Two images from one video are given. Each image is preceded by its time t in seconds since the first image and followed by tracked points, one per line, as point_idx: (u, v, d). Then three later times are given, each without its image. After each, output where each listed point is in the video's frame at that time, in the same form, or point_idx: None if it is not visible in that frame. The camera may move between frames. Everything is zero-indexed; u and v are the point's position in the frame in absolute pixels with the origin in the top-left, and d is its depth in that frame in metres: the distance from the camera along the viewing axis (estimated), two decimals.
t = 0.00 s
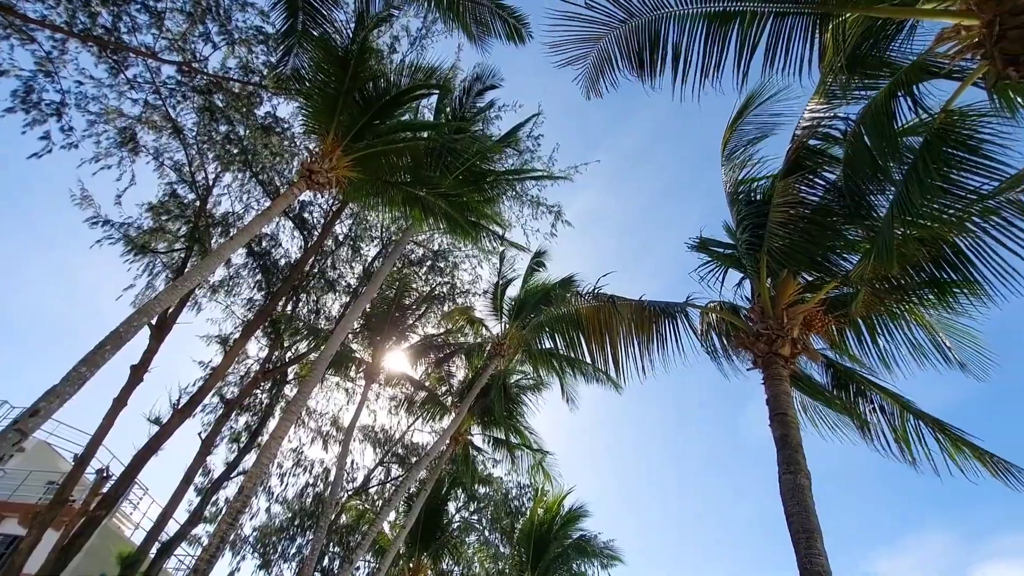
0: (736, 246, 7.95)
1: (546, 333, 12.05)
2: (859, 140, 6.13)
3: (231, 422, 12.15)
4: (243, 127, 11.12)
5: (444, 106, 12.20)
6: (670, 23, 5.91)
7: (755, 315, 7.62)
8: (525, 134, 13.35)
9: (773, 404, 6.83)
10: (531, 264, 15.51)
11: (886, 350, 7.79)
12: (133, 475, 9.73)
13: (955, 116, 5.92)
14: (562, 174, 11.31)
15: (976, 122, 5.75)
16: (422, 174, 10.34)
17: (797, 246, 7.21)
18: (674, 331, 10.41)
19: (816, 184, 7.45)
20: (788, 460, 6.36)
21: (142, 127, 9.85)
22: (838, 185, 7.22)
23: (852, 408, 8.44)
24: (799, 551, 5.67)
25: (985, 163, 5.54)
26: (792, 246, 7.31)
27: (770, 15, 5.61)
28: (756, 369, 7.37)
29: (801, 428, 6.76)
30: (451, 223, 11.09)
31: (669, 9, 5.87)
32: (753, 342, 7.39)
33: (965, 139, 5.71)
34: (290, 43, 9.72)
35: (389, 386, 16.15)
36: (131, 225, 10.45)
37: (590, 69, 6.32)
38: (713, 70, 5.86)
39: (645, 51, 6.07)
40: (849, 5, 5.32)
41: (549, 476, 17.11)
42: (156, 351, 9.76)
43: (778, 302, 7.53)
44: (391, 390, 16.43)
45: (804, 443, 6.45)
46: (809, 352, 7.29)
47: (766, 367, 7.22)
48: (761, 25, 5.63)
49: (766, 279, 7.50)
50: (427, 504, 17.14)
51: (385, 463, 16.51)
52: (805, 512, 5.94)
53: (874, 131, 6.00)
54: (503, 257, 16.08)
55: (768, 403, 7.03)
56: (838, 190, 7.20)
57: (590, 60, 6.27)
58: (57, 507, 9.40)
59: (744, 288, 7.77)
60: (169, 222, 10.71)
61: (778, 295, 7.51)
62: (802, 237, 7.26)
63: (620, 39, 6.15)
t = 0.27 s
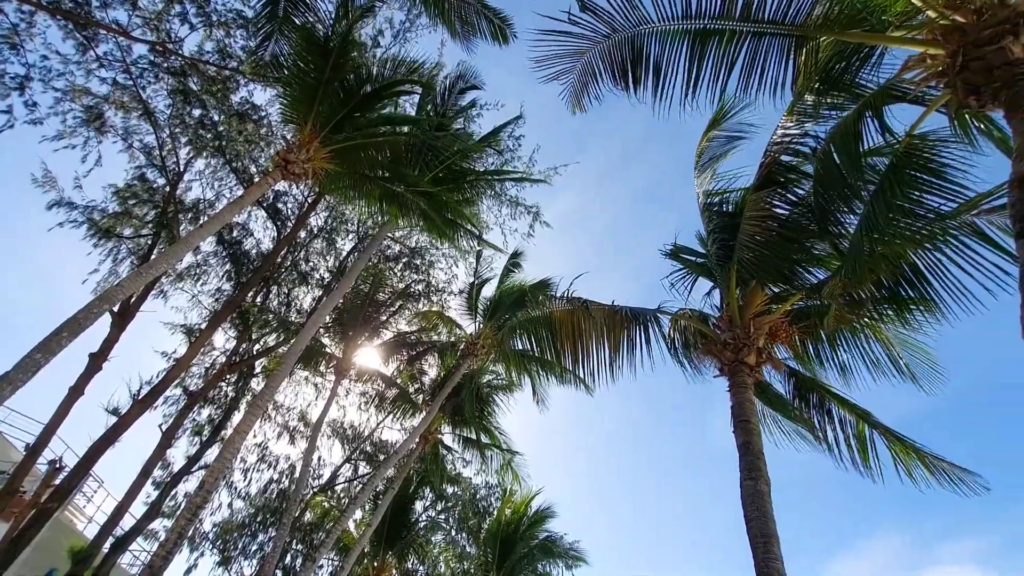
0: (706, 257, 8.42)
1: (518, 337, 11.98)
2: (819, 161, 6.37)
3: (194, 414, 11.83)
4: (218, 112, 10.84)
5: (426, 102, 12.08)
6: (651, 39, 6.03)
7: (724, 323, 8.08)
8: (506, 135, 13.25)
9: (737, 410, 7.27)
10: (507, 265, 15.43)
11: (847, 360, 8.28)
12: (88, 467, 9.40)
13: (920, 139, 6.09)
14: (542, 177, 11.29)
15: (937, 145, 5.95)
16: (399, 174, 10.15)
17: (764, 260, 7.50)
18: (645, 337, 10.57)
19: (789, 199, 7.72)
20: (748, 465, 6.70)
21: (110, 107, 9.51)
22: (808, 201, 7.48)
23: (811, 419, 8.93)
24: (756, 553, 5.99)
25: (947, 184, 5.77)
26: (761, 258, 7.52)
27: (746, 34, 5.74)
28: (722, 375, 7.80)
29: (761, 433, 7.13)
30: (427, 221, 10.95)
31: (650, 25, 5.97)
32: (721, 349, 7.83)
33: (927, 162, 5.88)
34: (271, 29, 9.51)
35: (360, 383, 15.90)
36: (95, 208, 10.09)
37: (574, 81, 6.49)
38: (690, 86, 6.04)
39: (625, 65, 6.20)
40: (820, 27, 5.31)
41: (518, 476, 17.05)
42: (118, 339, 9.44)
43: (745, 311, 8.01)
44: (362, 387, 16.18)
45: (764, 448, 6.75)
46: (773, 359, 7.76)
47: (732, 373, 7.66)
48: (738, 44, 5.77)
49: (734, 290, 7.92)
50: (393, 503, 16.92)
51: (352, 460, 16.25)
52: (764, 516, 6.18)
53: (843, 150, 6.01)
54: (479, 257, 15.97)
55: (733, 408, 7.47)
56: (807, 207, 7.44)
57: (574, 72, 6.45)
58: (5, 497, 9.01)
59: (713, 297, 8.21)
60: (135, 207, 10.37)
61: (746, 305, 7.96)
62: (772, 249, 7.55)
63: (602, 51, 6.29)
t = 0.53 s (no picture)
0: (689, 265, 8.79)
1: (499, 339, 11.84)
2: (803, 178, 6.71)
3: (166, 404, 11.58)
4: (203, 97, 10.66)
5: (416, 96, 11.98)
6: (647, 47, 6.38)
7: (704, 330, 8.40)
8: (495, 134, 13.17)
9: (713, 417, 7.61)
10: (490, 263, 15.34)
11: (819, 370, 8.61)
12: (54, 453, 9.15)
13: (896, 159, 6.62)
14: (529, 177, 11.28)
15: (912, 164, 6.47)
16: (385, 169, 10.02)
17: (744, 268, 7.75)
18: (627, 342, 10.62)
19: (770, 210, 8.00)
20: (721, 470, 7.10)
21: (91, 85, 9.27)
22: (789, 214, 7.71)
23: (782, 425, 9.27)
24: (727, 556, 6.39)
25: (922, 202, 6.32)
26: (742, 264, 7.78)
27: (735, 50, 6.23)
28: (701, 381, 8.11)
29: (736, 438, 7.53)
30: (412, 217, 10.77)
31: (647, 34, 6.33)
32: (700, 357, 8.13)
33: (904, 180, 6.41)
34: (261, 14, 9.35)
35: (337, 376, 15.70)
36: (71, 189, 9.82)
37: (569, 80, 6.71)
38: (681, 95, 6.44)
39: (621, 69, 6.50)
40: (810, 48, 5.85)
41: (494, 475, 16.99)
42: (90, 323, 9.20)
43: (725, 320, 8.30)
44: (340, 381, 15.99)
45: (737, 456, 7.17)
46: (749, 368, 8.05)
47: (710, 380, 7.98)
48: (728, 59, 6.25)
49: (715, 298, 8.25)
50: (367, 499, 16.75)
51: (328, 454, 16.05)
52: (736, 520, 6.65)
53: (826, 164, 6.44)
54: (463, 254, 15.87)
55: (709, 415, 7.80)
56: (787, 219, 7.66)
57: (569, 72, 6.68)
58: None
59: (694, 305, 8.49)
60: (114, 189, 10.12)
61: (725, 313, 8.30)
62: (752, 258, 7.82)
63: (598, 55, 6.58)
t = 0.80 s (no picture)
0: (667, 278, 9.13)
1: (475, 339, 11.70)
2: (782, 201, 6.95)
3: (128, 385, 11.23)
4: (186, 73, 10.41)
5: (405, 88, 11.82)
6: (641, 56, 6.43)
7: (677, 342, 8.68)
8: (483, 132, 13.05)
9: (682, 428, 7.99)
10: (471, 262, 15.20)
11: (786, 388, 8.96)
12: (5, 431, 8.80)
13: (873, 189, 6.79)
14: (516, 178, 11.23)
15: (889, 195, 6.62)
16: (369, 162, 9.82)
17: (720, 284, 8.37)
18: (602, 351, 10.58)
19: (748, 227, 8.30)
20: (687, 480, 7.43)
21: (67, 52, 8.95)
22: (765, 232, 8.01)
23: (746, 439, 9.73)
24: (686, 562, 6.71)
25: (897, 231, 6.43)
26: (717, 279, 8.40)
27: (727, 68, 6.34)
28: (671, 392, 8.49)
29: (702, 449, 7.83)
30: (394, 211, 10.57)
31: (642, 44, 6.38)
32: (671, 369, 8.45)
33: (880, 210, 6.54)
34: None
35: (308, 367, 15.39)
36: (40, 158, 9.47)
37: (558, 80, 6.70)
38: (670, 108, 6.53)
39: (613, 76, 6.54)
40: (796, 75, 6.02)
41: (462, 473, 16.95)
42: (51, 299, 8.87)
43: (699, 333, 8.58)
44: (310, 371, 15.70)
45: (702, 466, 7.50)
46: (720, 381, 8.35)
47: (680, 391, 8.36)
48: (720, 77, 6.37)
49: (689, 312, 8.60)
50: (332, 492, 16.47)
51: (293, 445, 15.74)
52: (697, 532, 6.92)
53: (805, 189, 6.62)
54: (444, 251, 15.70)
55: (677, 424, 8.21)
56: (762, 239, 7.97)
57: (560, 73, 6.68)
58: None
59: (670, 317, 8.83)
60: (86, 161, 9.80)
61: (700, 328, 8.56)
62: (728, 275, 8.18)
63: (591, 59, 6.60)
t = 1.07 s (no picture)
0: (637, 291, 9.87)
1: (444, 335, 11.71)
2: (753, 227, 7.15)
3: (79, 362, 10.79)
4: (163, 43, 10.07)
5: (390, 78, 11.64)
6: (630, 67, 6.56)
7: (646, 353, 9.44)
8: (467, 130, 12.89)
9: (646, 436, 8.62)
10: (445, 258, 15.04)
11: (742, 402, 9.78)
12: None
13: (839, 219, 7.11)
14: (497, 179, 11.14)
15: (853, 227, 6.96)
16: (351, 151, 9.66)
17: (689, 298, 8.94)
18: (570, 358, 10.56)
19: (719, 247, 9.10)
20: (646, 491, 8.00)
21: (36, 10, 8.56)
22: (733, 253, 8.76)
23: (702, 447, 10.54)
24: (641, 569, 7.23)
25: (858, 261, 6.78)
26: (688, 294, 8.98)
27: (712, 89, 6.49)
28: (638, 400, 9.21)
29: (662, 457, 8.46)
30: (371, 203, 10.37)
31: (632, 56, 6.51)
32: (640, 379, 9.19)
33: (844, 240, 6.91)
34: None
35: (271, 354, 15.01)
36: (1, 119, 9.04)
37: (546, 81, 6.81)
38: (652, 121, 6.68)
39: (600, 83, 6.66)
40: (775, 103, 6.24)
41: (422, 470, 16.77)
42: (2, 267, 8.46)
43: (667, 346, 9.30)
44: (273, 358, 15.33)
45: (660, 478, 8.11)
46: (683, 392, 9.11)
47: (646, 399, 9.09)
48: (704, 97, 6.53)
49: (659, 325, 9.34)
50: (287, 483, 16.09)
51: (250, 433, 15.33)
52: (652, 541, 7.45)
53: (774, 214, 6.81)
54: (419, 245, 15.51)
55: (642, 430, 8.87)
56: (730, 259, 8.79)
57: (549, 74, 6.79)
58: None
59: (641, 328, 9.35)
60: (49, 126, 9.39)
61: (667, 341, 9.29)
62: (696, 292, 8.94)
63: (581, 64, 6.73)
